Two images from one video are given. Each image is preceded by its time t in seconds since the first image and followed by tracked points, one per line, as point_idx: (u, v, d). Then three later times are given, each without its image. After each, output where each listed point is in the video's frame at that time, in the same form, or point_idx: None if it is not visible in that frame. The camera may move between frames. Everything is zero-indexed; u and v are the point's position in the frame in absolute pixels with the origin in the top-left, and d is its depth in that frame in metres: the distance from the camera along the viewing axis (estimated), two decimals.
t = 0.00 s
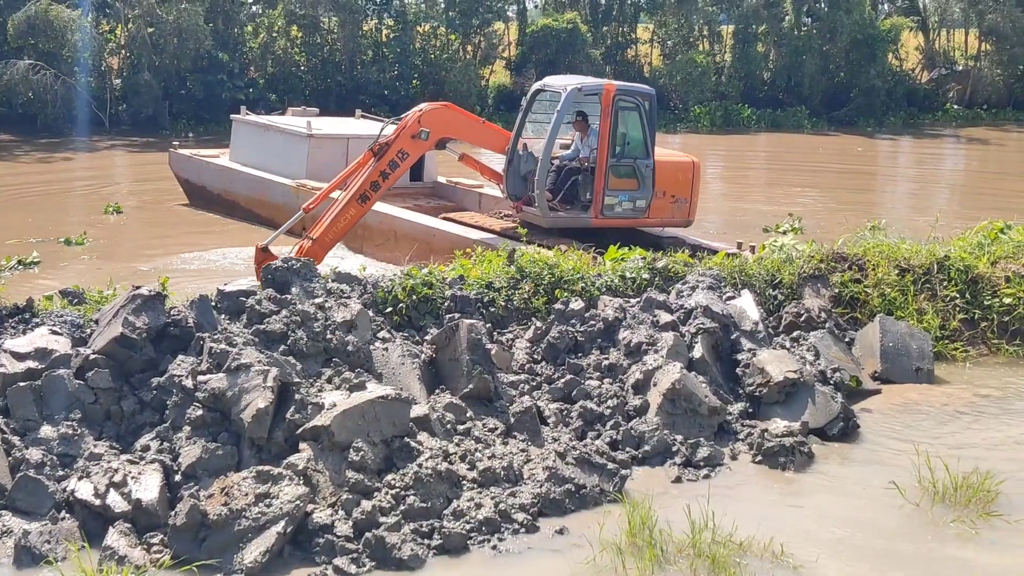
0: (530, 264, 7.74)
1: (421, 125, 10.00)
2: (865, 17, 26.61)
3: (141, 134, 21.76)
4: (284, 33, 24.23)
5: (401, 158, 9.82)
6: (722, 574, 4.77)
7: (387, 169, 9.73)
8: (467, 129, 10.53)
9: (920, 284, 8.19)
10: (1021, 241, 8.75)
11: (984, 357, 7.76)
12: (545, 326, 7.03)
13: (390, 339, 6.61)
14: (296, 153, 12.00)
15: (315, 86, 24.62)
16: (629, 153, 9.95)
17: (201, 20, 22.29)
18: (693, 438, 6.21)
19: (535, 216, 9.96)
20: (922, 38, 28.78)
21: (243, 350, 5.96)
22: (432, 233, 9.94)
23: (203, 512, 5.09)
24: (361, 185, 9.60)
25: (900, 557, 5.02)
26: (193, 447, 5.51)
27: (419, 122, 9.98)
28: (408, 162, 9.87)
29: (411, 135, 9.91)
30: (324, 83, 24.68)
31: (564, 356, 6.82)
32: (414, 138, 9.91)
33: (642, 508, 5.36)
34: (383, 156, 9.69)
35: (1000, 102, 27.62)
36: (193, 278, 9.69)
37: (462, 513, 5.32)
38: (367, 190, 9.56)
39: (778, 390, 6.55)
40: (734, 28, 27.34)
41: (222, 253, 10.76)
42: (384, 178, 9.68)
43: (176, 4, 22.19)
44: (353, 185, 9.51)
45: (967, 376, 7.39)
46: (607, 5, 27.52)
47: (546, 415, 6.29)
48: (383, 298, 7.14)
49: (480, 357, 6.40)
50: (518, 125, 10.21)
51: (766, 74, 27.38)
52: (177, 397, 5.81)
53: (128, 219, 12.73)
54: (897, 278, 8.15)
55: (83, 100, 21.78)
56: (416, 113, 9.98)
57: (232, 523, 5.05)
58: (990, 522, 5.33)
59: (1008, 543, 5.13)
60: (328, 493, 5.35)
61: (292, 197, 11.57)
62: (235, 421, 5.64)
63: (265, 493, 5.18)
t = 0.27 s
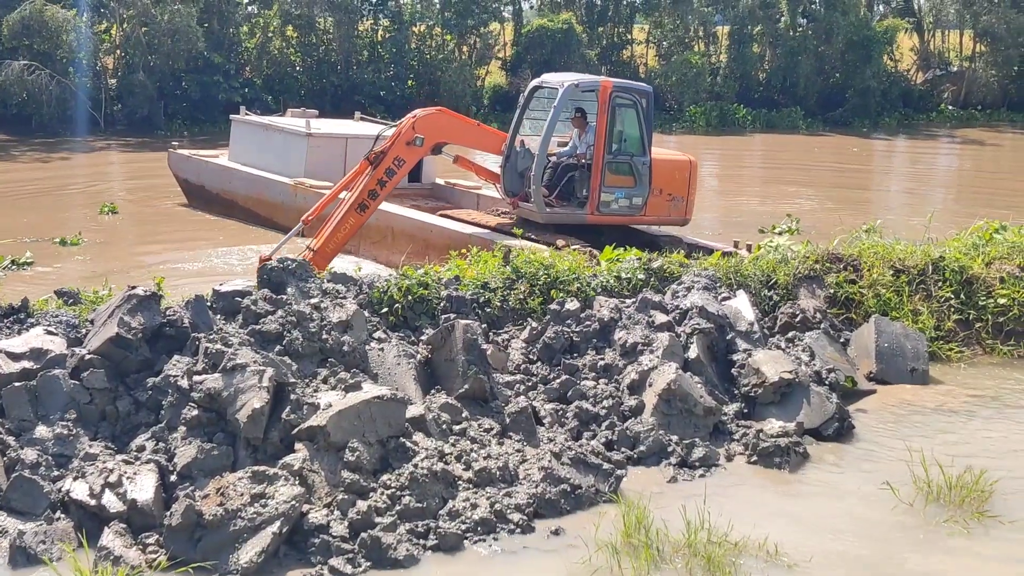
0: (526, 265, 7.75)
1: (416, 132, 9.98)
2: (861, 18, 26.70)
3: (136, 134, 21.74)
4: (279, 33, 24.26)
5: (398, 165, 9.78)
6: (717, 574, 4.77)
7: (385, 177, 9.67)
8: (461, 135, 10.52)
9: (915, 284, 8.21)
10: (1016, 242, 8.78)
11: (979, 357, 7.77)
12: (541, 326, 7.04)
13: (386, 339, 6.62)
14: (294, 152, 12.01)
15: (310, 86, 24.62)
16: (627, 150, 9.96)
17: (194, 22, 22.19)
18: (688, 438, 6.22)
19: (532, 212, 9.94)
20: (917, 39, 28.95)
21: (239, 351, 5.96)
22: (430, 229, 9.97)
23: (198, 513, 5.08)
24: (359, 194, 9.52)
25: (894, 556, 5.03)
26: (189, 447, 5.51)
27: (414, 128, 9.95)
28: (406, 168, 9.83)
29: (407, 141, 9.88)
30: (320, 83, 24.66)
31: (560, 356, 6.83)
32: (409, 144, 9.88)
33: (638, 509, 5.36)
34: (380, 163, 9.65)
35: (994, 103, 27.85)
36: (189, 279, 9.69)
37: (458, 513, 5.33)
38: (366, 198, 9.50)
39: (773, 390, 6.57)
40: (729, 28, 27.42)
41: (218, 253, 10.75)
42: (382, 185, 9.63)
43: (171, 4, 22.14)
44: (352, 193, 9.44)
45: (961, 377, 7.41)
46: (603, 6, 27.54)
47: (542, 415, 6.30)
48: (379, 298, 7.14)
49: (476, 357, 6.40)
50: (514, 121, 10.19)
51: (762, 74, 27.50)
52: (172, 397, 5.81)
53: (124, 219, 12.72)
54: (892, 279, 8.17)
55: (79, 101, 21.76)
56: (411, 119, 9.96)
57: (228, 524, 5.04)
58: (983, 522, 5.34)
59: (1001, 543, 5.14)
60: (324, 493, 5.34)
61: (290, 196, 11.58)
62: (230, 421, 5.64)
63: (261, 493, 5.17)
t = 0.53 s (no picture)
0: (521, 265, 7.76)
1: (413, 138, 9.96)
2: (856, 20, 26.77)
3: (131, 134, 21.71)
4: (274, 33, 24.25)
5: (395, 172, 9.78)
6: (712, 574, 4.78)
7: (383, 184, 9.68)
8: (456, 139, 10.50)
9: (910, 285, 8.23)
10: (1010, 243, 8.80)
11: (973, 358, 7.79)
12: (536, 326, 7.04)
13: (381, 339, 6.62)
14: (292, 151, 12.01)
15: (306, 86, 24.64)
16: (624, 148, 9.97)
17: (187, 23, 22.16)
18: (683, 439, 6.22)
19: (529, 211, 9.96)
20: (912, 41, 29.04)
21: (234, 351, 5.96)
22: (428, 226, 9.99)
23: (193, 513, 5.07)
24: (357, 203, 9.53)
25: (888, 557, 5.04)
26: (184, 447, 5.51)
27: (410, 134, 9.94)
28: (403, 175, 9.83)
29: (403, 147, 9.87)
30: (314, 84, 24.66)
31: (555, 357, 6.85)
32: (406, 150, 9.87)
33: (633, 509, 5.37)
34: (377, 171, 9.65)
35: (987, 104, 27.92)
36: (184, 279, 9.68)
37: (453, 513, 5.34)
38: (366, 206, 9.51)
39: (768, 390, 6.58)
40: (725, 29, 27.50)
41: (213, 253, 10.75)
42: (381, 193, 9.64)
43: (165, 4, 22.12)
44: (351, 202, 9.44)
45: (955, 377, 7.43)
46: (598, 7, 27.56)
47: (537, 415, 6.30)
48: (374, 298, 7.14)
49: (471, 357, 6.40)
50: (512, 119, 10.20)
51: (757, 75, 27.57)
52: (167, 397, 5.80)
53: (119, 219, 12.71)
54: (887, 279, 8.19)
55: (74, 101, 21.74)
56: (406, 125, 9.94)
57: (223, 524, 5.04)
58: (977, 522, 5.35)
59: (995, 543, 5.16)
60: (319, 493, 5.34)
61: (288, 195, 11.59)
62: (225, 421, 5.63)
63: (256, 493, 5.17)
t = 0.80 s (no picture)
0: (517, 265, 7.76)
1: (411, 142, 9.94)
2: (852, 20, 26.84)
3: (127, 134, 21.68)
4: (270, 33, 24.43)
5: (395, 176, 9.78)
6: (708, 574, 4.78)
7: (383, 190, 9.68)
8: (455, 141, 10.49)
9: (905, 286, 8.24)
10: (1005, 243, 8.82)
11: (968, 359, 7.81)
12: (532, 326, 7.04)
13: (377, 339, 6.62)
14: (291, 149, 12.00)
15: (302, 85, 24.66)
16: (623, 146, 9.98)
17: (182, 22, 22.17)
18: (679, 439, 6.23)
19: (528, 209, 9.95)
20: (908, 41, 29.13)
21: (230, 350, 5.96)
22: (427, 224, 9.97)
23: (189, 512, 5.07)
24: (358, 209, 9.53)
25: (883, 557, 5.05)
26: (179, 447, 5.50)
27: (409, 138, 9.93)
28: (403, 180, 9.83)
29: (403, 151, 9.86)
30: (311, 83, 24.66)
31: (551, 357, 6.84)
32: (406, 155, 9.86)
33: (629, 509, 5.37)
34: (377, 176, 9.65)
35: (982, 104, 27.98)
36: (180, 278, 9.67)
37: (449, 513, 5.34)
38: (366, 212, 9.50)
39: (764, 391, 6.59)
40: (721, 29, 27.59)
41: (209, 253, 10.74)
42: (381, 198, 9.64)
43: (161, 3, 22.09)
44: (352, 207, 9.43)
45: (950, 377, 7.44)
46: (594, 7, 27.59)
47: (533, 415, 6.30)
48: (370, 298, 7.13)
49: (467, 357, 6.40)
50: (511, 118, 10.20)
51: (753, 75, 27.64)
52: (163, 397, 5.80)
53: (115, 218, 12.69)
54: (882, 280, 8.20)
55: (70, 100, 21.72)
56: (405, 128, 9.91)
57: (219, 524, 5.04)
58: (972, 522, 5.36)
59: (990, 543, 5.17)
60: (314, 493, 5.34)
61: (287, 193, 11.58)
62: (221, 420, 5.63)
63: (252, 493, 5.17)
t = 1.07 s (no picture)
0: (513, 264, 7.76)
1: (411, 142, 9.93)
2: (849, 19, 26.87)
3: (123, 132, 21.64)
4: (267, 31, 24.14)
5: (395, 178, 9.76)
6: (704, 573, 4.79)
7: (384, 190, 9.66)
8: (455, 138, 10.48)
9: (901, 286, 8.25)
10: (1000, 243, 8.83)
11: (963, 358, 7.82)
12: (528, 326, 7.04)
13: (374, 337, 6.62)
14: (291, 147, 11.99)
15: (298, 83, 24.64)
16: (623, 145, 9.98)
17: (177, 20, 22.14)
18: (674, 438, 6.23)
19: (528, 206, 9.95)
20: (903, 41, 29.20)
21: (226, 349, 5.95)
22: (425, 222, 9.99)
23: (184, 512, 5.07)
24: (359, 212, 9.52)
25: (879, 556, 5.05)
26: (174, 446, 5.50)
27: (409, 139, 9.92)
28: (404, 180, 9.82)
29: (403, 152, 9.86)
30: (307, 82, 24.63)
31: (547, 356, 6.84)
32: (406, 156, 9.85)
33: (624, 508, 5.38)
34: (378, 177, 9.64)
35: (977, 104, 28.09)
36: (175, 277, 9.66)
37: (444, 512, 5.34)
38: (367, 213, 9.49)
39: (760, 390, 6.59)
40: (717, 28, 27.65)
41: (205, 251, 10.72)
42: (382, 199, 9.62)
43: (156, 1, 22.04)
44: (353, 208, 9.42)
45: (945, 377, 7.45)
46: (591, 6, 27.60)
47: (529, 414, 6.30)
48: (366, 297, 7.12)
49: (462, 356, 6.40)
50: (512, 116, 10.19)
51: (749, 75, 27.68)
52: (159, 396, 5.79)
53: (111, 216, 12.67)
54: (878, 280, 8.22)
55: (66, 98, 21.69)
56: (405, 130, 9.91)
57: (214, 523, 5.03)
58: (968, 522, 5.37)
59: (985, 543, 5.18)
60: (310, 492, 5.33)
61: (286, 189, 11.57)
62: (217, 419, 5.63)
63: (247, 492, 5.16)
